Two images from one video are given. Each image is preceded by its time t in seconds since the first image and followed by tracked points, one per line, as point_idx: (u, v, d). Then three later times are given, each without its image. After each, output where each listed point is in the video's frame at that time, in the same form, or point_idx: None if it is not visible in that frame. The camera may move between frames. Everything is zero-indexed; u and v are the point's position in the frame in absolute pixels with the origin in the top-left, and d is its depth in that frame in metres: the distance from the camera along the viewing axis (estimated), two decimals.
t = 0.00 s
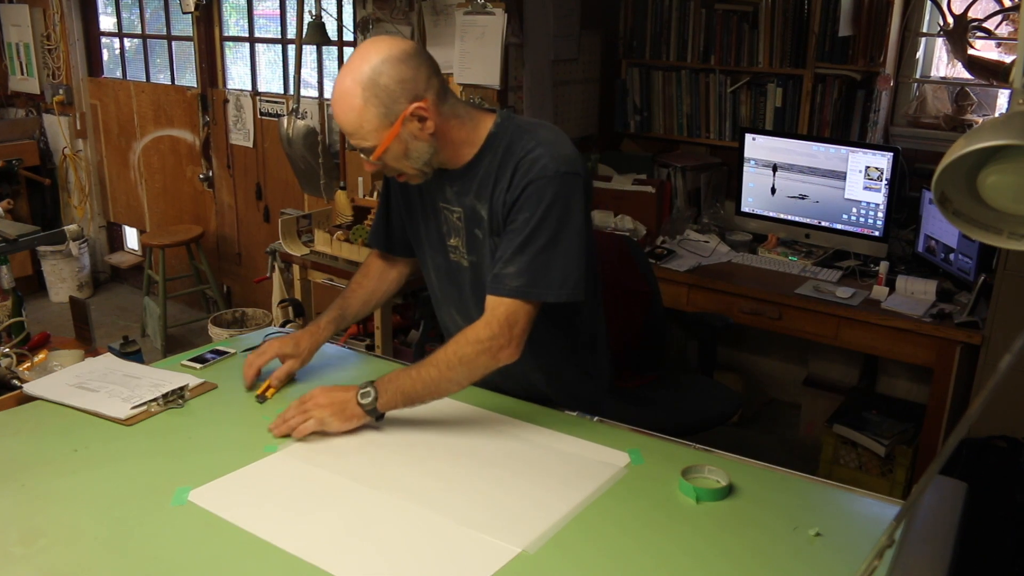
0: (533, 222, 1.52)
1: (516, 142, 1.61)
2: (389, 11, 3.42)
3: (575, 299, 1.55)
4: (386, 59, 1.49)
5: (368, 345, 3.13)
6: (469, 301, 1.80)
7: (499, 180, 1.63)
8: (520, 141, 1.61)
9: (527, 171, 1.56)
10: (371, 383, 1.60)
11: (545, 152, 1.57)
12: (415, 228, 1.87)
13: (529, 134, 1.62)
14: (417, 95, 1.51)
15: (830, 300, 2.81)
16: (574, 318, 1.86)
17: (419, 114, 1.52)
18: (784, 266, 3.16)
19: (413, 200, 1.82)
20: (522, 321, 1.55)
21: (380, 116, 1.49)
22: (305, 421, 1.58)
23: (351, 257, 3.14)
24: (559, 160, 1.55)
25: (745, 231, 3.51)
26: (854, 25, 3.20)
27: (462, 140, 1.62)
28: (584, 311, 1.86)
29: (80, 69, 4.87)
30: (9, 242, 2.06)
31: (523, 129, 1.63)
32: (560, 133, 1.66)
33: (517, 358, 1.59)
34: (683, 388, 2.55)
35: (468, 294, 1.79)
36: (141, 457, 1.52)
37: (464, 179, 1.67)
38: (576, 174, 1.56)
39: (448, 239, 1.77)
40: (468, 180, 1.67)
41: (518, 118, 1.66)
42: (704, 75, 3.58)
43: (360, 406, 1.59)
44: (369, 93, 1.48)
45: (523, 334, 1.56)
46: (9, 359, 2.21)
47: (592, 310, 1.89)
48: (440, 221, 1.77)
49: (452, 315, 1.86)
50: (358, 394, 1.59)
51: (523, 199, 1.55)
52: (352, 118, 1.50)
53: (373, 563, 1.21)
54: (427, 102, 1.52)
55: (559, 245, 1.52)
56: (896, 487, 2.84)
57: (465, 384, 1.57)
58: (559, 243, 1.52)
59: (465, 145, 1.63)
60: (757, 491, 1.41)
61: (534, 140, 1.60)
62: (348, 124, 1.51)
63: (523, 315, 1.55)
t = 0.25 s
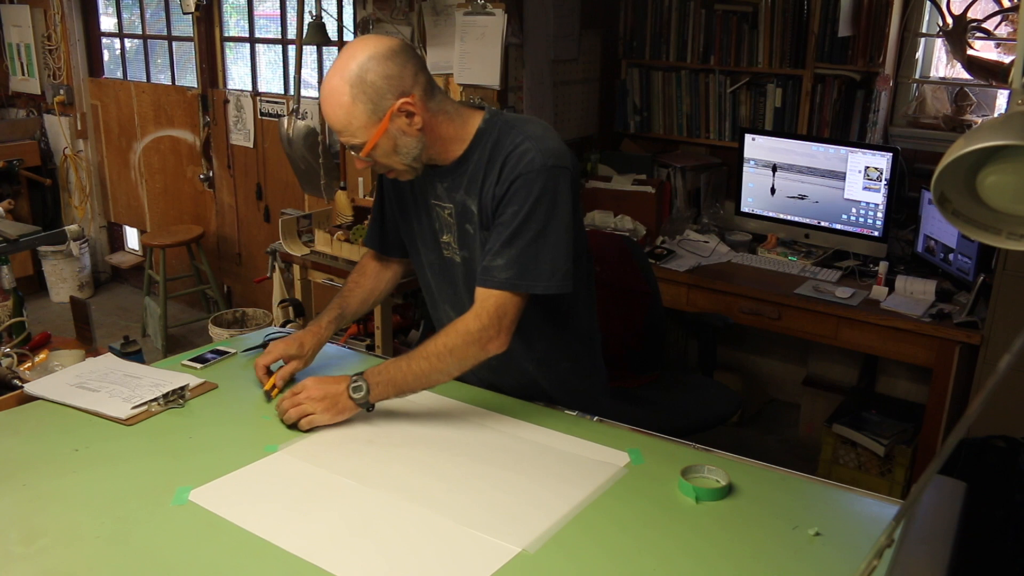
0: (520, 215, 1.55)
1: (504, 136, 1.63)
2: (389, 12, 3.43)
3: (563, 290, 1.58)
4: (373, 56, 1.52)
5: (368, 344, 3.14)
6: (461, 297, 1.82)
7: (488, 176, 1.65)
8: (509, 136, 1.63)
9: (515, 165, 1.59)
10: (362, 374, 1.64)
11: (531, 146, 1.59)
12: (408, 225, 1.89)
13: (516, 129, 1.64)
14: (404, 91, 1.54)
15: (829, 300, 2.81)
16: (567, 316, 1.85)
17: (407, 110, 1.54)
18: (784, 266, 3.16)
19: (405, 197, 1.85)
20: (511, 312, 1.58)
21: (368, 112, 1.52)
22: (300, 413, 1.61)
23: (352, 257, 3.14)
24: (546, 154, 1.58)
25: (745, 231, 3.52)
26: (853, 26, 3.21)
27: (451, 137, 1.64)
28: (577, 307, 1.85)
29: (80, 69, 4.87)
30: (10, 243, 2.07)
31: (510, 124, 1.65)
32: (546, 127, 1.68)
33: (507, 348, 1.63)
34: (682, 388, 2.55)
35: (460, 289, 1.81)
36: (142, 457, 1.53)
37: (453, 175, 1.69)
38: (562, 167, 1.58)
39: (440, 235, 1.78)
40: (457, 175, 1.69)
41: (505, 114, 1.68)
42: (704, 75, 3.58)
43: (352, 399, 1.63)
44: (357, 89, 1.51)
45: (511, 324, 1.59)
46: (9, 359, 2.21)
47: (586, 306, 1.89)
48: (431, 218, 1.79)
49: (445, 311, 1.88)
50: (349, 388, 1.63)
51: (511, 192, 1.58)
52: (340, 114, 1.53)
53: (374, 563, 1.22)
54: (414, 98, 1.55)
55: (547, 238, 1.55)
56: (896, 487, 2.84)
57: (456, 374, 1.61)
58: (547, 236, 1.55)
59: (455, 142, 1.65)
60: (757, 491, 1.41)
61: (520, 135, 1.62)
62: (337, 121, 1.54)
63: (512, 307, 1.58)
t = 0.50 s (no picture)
0: (508, 210, 1.55)
1: (490, 134, 1.64)
2: (389, 12, 3.43)
3: (552, 284, 1.59)
4: (357, 58, 1.52)
5: (369, 344, 3.14)
6: (452, 296, 1.82)
7: (476, 173, 1.65)
8: (496, 133, 1.64)
9: (503, 161, 1.60)
10: (351, 377, 1.64)
11: (518, 143, 1.60)
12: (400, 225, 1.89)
13: (502, 127, 1.64)
14: (389, 92, 1.54)
15: (829, 301, 2.82)
16: (555, 308, 1.85)
17: (392, 110, 1.55)
18: (784, 267, 3.17)
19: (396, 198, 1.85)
20: (500, 307, 1.59)
21: (354, 113, 1.53)
22: (295, 421, 1.61)
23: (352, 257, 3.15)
24: (532, 150, 1.59)
25: (744, 231, 3.52)
26: (853, 26, 3.21)
27: (438, 136, 1.64)
28: (564, 299, 1.85)
29: (81, 69, 4.87)
30: (10, 243, 2.07)
31: (497, 122, 1.66)
32: (533, 125, 1.69)
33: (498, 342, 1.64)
34: (682, 388, 2.56)
35: (451, 288, 1.81)
36: (142, 457, 1.53)
37: (442, 173, 1.70)
38: (549, 163, 1.59)
39: (430, 234, 1.79)
40: (445, 174, 1.69)
41: (491, 112, 1.69)
42: (704, 75, 3.58)
43: (344, 403, 1.63)
44: (342, 91, 1.52)
45: (501, 319, 1.60)
46: (10, 359, 2.21)
47: (577, 302, 1.89)
48: (421, 217, 1.79)
49: (437, 310, 1.88)
50: (340, 393, 1.63)
51: (499, 189, 1.59)
52: (327, 117, 1.54)
53: (374, 563, 1.22)
54: (399, 98, 1.56)
55: (535, 232, 1.56)
56: (896, 487, 2.84)
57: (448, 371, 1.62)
58: (535, 230, 1.56)
59: (442, 141, 1.65)
60: (757, 491, 1.42)
61: (507, 132, 1.63)
62: (324, 124, 1.55)
63: (502, 302, 1.59)
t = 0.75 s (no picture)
0: (504, 208, 1.56)
1: (480, 133, 1.64)
2: (389, 12, 3.43)
3: (551, 281, 1.59)
4: (344, 64, 1.52)
5: (369, 344, 3.14)
6: (449, 296, 1.82)
7: (468, 173, 1.65)
8: (484, 132, 1.64)
9: (494, 160, 1.59)
10: (363, 383, 1.64)
11: (507, 141, 1.60)
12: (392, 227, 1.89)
13: (491, 125, 1.65)
14: (377, 95, 1.54)
15: (829, 301, 2.82)
16: (551, 307, 1.84)
17: (381, 114, 1.55)
18: (784, 267, 3.17)
19: (388, 200, 1.84)
20: (506, 305, 1.59)
21: (344, 119, 1.53)
22: (303, 421, 1.61)
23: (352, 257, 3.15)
24: (523, 147, 1.59)
25: (744, 231, 3.52)
26: (853, 26, 3.21)
27: (427, 137, 1.65)
28: (560, 297, 1.84)
29: (81, 69, 4.87)
30: (10, 243, 2.07)
31: (485, 120, 1.66)
32: (521, 122, 1.70)
33: (506, 341, 1.64)
34: (682, 388, 2.56)
35: (447, 289, 1.81)
36: (142, 457, 1.53)
37: (434, 174, 1.69)
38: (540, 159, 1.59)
39: (424, 236, 1.78)
40: (438, 174, 1.69)
41: (479, 111, 1.69)
42: (704, 75, 3.58)
43: (354, 408, 1.63)
44: (331, 98, 1.52)
45: (508, 317, 1.60)
46: (10, 359, 2.21)
47: (571, 299, 1.88)
48: (415, 219, 1.78)
49: (434, 312, 1.88)
50: (351, 398, 1.63)
51: (493, 187, 1.59)
52: (316, 124, 1.54)
53: (374, 563, 1.22)
54: (387, 101, 1.56)
55: (532, 229, 1.56)
56: (895, 487, 2.84)
57: (454, 373, 1.62)
58: (532, 227, 1.56)
59: (431, 141, 1.66)
60: (757, 491, 1.42)
61: (496, 130, 1.63)
62: (315, 131, 1.55)
63: (507, 301, 1.59)
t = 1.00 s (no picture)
0: (501, 207, 1.55)
1: (474, 133, 1.64)
2: (389, 12, 3.42)
3: (550, 279, 1.59)
4: (338, 67, 1.52)
5: (368, 344, 3.14)
6: (444, 297, 1.81)
7: (464, 173, 1.65)
8: (479, 132, 1.64)
9: (490, 159, 1.59)
10: (364, 381, 1.65)
11: (503, 140, 1.60)
12: (385, 229, 1.88)
13: (486, 125, 1.64)
14: (372, 98, 1.54)
15: (829, 301, 2.81)
16: (548, 304, 1.84)
17: (377, 116, 1.55)
18: (784, 266, 3.16)
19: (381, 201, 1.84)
20: (506, 304, 1.59)
21: (340, 122, 1.53)
22: (306, 420, 1.61)
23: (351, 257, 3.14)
24: (519, 145, 1.59)
25: (745, 231, 3.52)
26: (853, 26, 3.21)
27: (422, 138, 1.64)
28: (556, 295, 1.85)
29: (80, 69, 4.87)
30: (10, 243, 2.07)
31: (479, 120, 1.66)
32: (514, 121, 1.70)
33: (505, 340, 1.64)
34: (682, 388, 2.55)
35: (443, 289, 1.80)
36: (142, 457, 1.53)
37: (429, 174, 1.69)
38: (535, 157, 1.60)
39: (418, 237, 1.78)
40: (433, 175, 1.68)
41: (473, 111, 1.69)
42: (704, 75, 3.58)
43: (356, 405, 1.64)
44: (326, 102, 1.52)
45: (507, 316, 1.60)
46: (9, 359, 2.21)
47: (567, 296, 1.89)
48: (409, 220, 1.78)
49: (430, 313, 1.87)
50: (352, 396, 1.64)
51: (490, 186, 1.58)
52: (312, 128, 1.53)
53: (374, 563, 1.22)
54: (382, 103, 1.55)
55: (530, 227, 1.56)
56: (896, 487, 2.84)
57: (456, 371, 1.62)
58: (529, 225, 1.56)
59: (426, 141, 1.65)
60: (757, 491, 1.41)
61: (491, 130, 1.63)
62: (311, 135, 1.54)
63: (506, 300, 1.59)
